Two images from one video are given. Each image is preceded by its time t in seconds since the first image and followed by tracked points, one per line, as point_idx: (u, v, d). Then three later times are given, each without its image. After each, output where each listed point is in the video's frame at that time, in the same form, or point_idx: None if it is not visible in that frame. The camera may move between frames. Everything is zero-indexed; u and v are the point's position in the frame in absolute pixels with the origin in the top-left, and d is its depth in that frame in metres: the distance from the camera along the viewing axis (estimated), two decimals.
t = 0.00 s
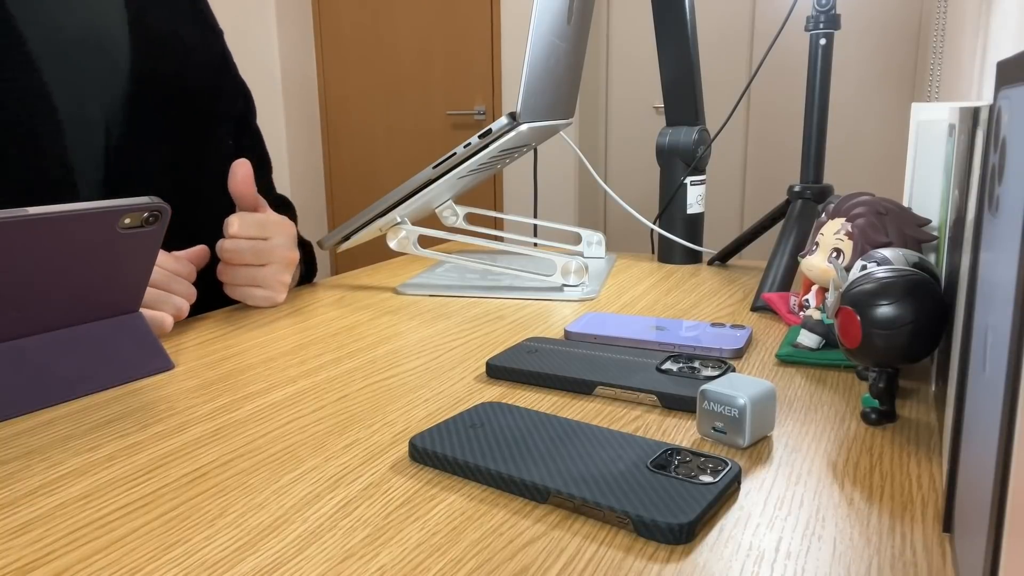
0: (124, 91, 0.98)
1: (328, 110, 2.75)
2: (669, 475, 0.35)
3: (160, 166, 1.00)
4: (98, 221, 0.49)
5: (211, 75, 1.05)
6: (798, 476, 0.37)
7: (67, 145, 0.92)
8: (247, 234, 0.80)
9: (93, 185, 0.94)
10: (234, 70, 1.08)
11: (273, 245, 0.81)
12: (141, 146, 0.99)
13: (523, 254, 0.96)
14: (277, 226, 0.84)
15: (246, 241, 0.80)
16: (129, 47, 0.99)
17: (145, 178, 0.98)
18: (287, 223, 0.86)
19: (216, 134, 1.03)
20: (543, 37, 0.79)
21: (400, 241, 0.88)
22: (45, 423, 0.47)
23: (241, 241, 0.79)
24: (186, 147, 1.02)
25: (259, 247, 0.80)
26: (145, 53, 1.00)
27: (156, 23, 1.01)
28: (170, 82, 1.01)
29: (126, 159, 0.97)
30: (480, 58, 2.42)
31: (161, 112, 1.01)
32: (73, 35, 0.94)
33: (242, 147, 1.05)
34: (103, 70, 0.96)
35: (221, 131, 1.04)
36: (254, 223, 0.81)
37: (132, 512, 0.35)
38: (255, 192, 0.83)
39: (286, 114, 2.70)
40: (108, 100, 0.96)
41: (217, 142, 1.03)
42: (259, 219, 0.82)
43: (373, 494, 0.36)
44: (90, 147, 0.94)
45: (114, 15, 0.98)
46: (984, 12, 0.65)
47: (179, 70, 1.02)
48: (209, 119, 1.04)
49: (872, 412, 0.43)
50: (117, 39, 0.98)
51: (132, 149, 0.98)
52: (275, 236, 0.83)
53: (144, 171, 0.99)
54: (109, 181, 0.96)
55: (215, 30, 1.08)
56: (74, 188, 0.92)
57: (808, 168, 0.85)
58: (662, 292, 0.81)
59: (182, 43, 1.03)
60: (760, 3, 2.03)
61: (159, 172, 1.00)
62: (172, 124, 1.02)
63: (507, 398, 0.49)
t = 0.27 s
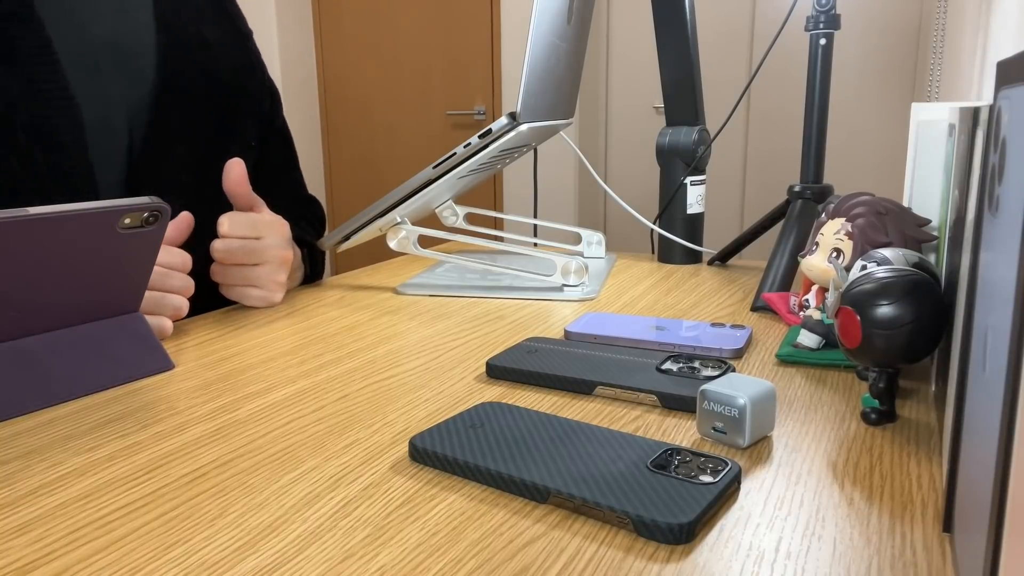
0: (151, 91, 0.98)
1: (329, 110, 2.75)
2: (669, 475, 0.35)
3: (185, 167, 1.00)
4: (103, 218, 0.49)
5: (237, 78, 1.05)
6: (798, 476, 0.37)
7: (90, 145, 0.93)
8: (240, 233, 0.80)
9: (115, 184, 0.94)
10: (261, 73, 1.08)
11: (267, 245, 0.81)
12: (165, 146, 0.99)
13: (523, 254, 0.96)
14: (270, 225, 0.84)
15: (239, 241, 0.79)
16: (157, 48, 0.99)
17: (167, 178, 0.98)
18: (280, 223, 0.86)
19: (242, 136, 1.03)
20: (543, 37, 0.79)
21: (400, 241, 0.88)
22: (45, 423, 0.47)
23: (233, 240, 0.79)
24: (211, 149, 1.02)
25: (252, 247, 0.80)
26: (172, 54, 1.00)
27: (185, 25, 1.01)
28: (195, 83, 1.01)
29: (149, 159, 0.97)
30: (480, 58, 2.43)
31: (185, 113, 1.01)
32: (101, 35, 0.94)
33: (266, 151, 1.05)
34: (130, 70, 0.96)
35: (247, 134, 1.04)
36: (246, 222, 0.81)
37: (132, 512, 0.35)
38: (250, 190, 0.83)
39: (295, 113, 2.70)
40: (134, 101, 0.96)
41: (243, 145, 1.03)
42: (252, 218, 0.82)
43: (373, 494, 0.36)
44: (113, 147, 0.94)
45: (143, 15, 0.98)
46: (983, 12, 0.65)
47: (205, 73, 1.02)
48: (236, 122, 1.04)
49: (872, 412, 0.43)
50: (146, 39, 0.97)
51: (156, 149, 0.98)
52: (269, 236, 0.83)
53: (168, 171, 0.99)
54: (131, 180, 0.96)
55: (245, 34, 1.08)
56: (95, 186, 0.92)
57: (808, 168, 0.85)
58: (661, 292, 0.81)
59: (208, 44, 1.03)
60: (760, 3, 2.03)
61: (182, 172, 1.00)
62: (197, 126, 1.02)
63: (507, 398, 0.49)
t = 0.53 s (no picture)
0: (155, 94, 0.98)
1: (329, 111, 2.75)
2: (669, 475, 0.35)
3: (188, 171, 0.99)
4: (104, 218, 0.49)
5: (241, 84, 1.04)
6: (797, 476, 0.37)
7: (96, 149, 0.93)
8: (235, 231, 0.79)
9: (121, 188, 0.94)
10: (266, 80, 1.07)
11: (262, 242, 0.81)
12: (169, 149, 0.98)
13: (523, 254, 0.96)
14: (264, 222, 0.84)
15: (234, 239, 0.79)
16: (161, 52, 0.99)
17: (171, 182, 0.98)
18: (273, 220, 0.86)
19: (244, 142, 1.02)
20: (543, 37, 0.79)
21: (400, 241, 0.88)
22: (45, 423, 0.47)
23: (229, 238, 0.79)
24: (216, 154, 1.01)
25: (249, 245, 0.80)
26: (175, 57, 1.00)
27: (189, 29, 1.01)
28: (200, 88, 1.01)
29: (154, 162, 0.97)
30: (480, 58, 2.43)
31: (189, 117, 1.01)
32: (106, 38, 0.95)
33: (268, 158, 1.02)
34: (135, 73, 0.97)
35: (250, 140, 1.02)
36: (240, 219, 0.80)
37: (132, 512, 0.35)
38: (246, 190, 0.84)
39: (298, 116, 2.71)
40: (139, 104, 0.97)
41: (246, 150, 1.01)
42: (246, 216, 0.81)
43: (373, 494, 0.36)
44: (118, 150, 0.95)
45: (147, 19, 0.99)
46: (983, 12, 0.65)
47: (210, 78, 1.02)
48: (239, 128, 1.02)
49: (872, 412, 0.43)
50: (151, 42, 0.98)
51: (160, 152, 0.98)
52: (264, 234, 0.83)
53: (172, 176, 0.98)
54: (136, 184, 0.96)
55: (249, 41, 1.08)
56: (99, 189, 0.92)
57: (808, 168, 0.85)
58: (661, 292, 0.81)
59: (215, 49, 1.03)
60: (760, 3, 2.03)
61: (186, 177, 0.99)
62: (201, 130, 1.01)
63: (507, 398, 0.49)
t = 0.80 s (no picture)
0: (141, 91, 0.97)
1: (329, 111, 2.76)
2: (669, 475, 0.35)
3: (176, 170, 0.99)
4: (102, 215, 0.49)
5: (230, 83, 1.04)
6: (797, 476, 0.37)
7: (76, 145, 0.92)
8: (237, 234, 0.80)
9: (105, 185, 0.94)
10: (254, 79, 1.08)
11: (266, 245, 0.81)
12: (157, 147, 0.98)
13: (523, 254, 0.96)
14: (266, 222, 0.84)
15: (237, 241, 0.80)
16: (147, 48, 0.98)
17: (161, 181, 0.98)
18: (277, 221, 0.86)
19: (233, 141, 1.03)
20: (543, 37, 0.79)
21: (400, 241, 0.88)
22: (44, 423, 0.47)
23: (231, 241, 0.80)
24: (204, 154, 1.02)
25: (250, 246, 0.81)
26: (162, 54, 0.99)
27: (176, 26, 1.01)
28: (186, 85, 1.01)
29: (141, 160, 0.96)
30: (480, 58, 2.43)
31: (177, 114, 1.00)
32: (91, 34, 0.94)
33: (258, 158, 1.05)
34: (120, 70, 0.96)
35: (239, 140, 1.03)
36: (244, 223, 0.81)
37: (132, 512, 0.35)
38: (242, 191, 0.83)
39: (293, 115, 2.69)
40: (125, 102, 0.96)
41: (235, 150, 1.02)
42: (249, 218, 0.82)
43: (373, 494, 0.36)
44: (104, 148, 0.94)
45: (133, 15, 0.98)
46: (983, 12, 0.65)
47: (196, 76, 1.02)
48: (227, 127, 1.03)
49: (872, 412, 0.43)
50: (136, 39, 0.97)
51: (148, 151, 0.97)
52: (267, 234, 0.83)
53: (161, 174, 0.98)
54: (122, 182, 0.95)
55: (235, 38, 1.08)
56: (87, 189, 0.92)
57: (808, 168, 0.85)
58: (661, 292, 0.81)
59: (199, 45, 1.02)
60: (760, 3, 2.03)
61: (175, 176, 0.99)
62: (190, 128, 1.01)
63: (507, 398, 0.49)
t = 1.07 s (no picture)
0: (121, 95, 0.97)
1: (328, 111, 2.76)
2: (669, 475, 0.35)
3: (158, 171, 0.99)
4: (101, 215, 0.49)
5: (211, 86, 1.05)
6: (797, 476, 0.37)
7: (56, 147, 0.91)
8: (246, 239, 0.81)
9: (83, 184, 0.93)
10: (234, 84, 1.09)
11: (279, 247, 0.82)
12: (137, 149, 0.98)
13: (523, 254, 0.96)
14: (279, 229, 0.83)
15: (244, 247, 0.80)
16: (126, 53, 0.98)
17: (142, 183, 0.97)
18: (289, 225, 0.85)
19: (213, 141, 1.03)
20: (543, 37, 0.79)
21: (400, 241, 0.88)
22: (44, 423, 0.47)
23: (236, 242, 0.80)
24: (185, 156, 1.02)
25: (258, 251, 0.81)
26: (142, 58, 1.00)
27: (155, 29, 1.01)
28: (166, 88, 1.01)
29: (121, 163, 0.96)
30: (480, 58, 2.43)
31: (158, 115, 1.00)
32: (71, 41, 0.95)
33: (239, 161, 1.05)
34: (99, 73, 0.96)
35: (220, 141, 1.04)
36: (259, 228, 0.81)
37: (132, 512, 0.35)
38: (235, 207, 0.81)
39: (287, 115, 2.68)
40: (104, 104, 0.96)
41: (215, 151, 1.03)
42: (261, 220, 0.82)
43: (374, 494, 0.36)
44: (84, 151, 0.93)
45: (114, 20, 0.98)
46: (984, 12, 0.65)
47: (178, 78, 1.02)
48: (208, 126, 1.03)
49: (872, 412, 0.43)
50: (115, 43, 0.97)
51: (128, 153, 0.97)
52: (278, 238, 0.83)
53: (143, 176, 0.98)
54: (102, 185, 0.95)
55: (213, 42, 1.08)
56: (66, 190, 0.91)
57: (808, 168, 0.85)
58: (662, 292, 0.81)
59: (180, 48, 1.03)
60: (760, 3, 2.03)
61: (156, 178, 0.99)
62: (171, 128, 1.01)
63: (507, 398, 0.49)
